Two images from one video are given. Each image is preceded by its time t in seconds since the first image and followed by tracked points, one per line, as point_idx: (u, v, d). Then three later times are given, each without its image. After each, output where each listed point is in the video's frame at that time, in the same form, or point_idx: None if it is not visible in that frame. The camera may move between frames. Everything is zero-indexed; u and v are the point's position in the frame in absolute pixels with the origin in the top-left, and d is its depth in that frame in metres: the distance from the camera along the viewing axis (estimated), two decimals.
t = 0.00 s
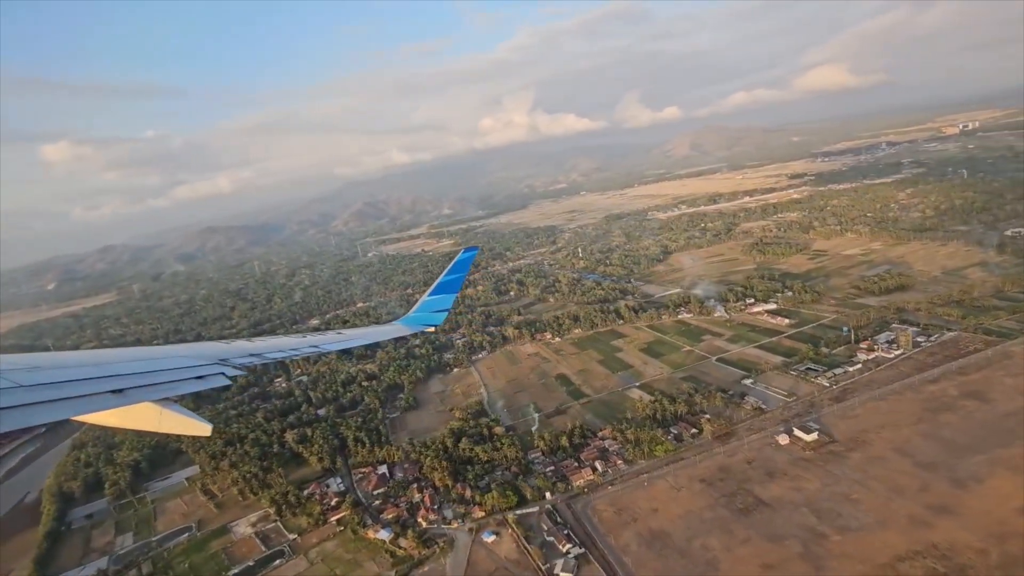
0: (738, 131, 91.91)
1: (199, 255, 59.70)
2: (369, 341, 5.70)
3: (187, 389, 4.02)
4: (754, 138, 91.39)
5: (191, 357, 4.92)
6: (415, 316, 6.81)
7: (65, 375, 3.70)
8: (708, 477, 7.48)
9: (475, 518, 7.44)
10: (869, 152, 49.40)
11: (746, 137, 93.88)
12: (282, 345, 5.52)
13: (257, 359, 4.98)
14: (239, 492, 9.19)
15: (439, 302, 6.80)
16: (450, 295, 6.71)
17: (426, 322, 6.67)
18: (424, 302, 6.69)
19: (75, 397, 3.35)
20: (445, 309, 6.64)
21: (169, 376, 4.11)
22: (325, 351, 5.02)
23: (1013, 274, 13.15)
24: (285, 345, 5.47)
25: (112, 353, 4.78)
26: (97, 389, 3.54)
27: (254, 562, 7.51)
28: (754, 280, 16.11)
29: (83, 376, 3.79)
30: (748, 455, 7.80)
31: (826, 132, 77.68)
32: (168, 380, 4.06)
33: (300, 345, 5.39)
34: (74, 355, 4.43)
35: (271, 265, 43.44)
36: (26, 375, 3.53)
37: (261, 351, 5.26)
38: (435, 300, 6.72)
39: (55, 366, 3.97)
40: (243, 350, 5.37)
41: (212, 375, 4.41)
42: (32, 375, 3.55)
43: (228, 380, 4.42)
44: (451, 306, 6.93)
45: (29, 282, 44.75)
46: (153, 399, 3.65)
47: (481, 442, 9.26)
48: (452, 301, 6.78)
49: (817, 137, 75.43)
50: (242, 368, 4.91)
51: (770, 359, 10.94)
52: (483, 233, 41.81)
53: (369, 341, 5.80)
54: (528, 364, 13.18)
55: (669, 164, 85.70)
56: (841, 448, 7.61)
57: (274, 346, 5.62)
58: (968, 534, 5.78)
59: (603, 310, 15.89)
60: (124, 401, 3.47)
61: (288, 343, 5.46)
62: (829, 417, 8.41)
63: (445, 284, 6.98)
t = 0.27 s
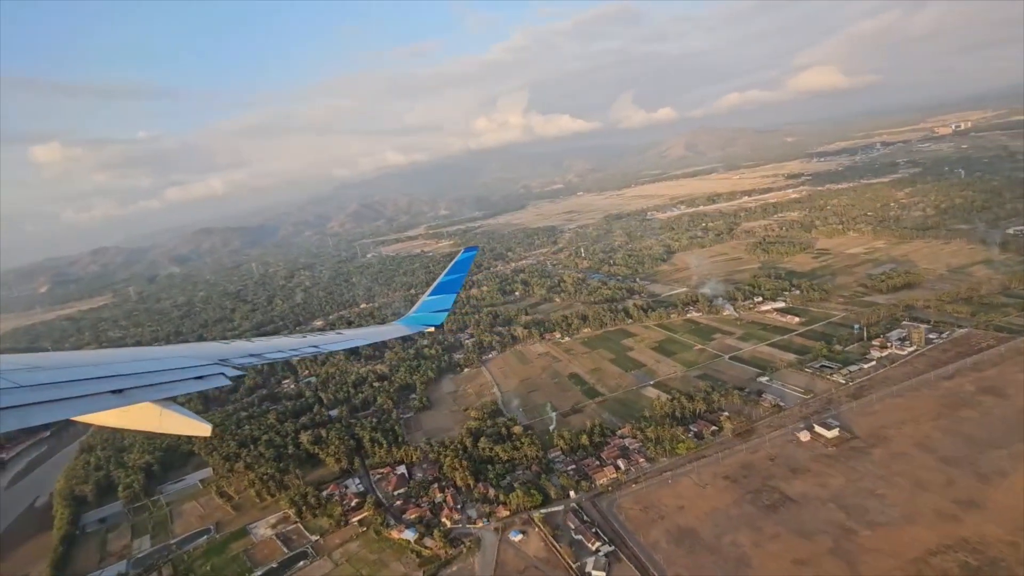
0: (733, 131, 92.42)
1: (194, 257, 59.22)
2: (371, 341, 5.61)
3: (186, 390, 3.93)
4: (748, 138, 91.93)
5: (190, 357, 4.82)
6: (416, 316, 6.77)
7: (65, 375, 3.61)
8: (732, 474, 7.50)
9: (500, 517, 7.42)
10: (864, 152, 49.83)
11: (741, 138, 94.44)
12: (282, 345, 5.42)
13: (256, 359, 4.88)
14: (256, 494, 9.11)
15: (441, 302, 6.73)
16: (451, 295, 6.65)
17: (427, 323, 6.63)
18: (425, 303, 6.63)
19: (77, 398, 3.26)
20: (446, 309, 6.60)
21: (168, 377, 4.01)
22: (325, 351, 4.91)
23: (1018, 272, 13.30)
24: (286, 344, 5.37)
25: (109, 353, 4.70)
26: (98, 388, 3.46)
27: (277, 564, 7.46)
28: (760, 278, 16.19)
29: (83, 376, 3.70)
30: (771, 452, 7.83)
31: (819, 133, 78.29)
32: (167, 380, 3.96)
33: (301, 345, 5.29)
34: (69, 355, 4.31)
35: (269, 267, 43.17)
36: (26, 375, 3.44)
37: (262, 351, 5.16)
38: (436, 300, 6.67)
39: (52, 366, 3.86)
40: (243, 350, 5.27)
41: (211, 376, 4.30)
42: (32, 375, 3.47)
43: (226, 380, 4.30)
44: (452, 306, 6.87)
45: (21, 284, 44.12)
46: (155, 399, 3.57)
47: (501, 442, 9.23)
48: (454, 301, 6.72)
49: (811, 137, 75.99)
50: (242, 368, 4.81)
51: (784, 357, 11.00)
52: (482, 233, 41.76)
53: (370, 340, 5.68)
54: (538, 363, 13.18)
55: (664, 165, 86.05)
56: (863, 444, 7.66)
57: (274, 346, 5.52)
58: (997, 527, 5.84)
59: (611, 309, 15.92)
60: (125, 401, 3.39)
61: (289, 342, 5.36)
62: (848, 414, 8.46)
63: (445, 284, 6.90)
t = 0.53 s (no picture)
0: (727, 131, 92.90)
1: (189, 259, 58.78)
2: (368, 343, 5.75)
3: (187, 390, 4.07)
4: (743, 139, 92.44)
5: (191, 357, 4.98)
6: (416, 317, 6.92)
7: (67, 376, 3.75)
8: (756, 471, 7.53)
9: (525, 516, 7.41)
10: (859, 152, 50.21)
11: (735, 138, 94.96)
12: (281, 346, 5.59)
13: (255, 360, 5.04)
14: (274, 495, 9.05)
15: (440, 303, 6.87)
16: (450, 297, 6.78)
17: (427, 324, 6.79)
18: (425, 304, 6.77)
19: (78, 398, 3.38)
20: (445, 310, 6.70)
21: (172, 377, 4.17)
22: (323, 352, 5.08)
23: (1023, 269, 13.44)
24: (285, 345, 5.53)
25: (113, 353, 4.86)
26: (100, 388, 3.59)
27: (301, 566, 7.41)
28: (767, 277, 16.28)
29: (87, 376, 3.85)
30: (793, 449, 7.87)
31: (814, 133, 78.80)
32: (168, 381, 4.10)
33: (299, 346, 5.46)
34: (73, 355, 4.48)
35: (267, 268, 42.93)
36: (32, 376, 3.59)
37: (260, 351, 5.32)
38: (435, 301, 6.81)
39: (58, 366, 4.02)
40: (242, 351, 5.43)
41: (212, 376, 4.46)
42: (37, 376, 3.61)
43: (225, 380, 4.46)
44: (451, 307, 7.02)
45: (14, 287, 43.60)
46: (154, 399, 3.69)
47: (520, 441, 9.22)
48: (454, 303, 6.86)
49: (805, 138, 76.48)
50: (242, 368, 4.97)
51: (797, 354, 11.06)
52: (481, 234, 41.74)
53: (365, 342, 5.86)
54: (550, 362, 13.19)
55: (659, 165, 86.33)
56: (885, 440, 7.71)
57: (273, 347, 5.70)
58: None
59: (619, 308, 15.96)
60: (125, 401, 3.51)
61: (289, 343, 5.52)
62: (868, 410, 8.52)
63: (444, 284, 7.01)
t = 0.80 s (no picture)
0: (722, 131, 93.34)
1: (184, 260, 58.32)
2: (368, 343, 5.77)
3: (187, 390, 4.08)
4: (737, 139, 92.96)
5: (192, 357, 5.01)
6: (416, 317, 6.94)
7: (67, 376, 3.75)
8: (779, 468, 7.57)
9: (550, 515, 7.41)
10: (854, 152, 50.60)
11: (729, 138, 95.44)
12: (280, 346, 5.60)
13: (254, 359, 5.06)
14: (292, 496, 8.99)
15: (440, 303, 6.89)
16: (450, 297, 6.80)
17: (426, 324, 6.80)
18: (425, 304, 6.81)
19: (79, 398, 3.37)
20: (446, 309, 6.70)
21: (173, 377, 4.18)
22: (324, 352, 5.10)
23: None
24: (284, 345, 5.54)
25: (113, 353, 4.88)
26: (100, 389, 3.59)
27: (325, 568, 7.37)
28: (773, 276, 16.36)
29: (87, 376, 3.85)
30: (815, 446, 7.92)
31: (807, 134, 79.33)
32: (169, 381, 4.11)
33: (299, 346, 5.47)
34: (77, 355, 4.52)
35: (264, 269, 42.67)
36: (34, 376, 3.60)
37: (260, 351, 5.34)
38: (435, 302, 6.83)
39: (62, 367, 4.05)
40: (242, 351, 5.44)
41: (212, 376, 4.46)
42: (38, 377, 3.62)
43: (225, 380, 4.46)
44: (450, 307, 7.02)
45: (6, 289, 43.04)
46: (154, 400, 3.69)
47: (540, 440, 9.21)
48: (453, 303, 6.87)
49: (799, 138, 76.99)
50: (243, 368, 4.99)
51: (810, 352, 11.13)
52: (480, 234, 41.71)
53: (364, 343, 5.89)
54: (561, 362, 13.19)
55: (655, 165, 86.59)
56: (905, 436, 7.78)
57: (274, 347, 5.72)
58: None
59: (626, 307, 15.99)
60: (125, 402, 3.50)
61: (289, 343, 5.53)
62: (886, 406, 8.58)
63: (444, 285, 7.03)
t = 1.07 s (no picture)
0: (716, 131, 93.74)
1: (180, 262, 57.94)
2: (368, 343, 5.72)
3: (186, 390, 4.06)
4: (732, 139, 93.47)
5: (192, 357, 4.96)
6: (416, 317, 6.89)
7: (66, 376, 3.75)
8: (802, 465, 7.61)
9: (576, 513, 7.40)
10: (850, 153, 51.00)
11: (724, 139, 95.91)
12: (280, 346, 5.55)
13: (255, 360, 5.01)
14: (311, 497, 8.94)
15: (440, 303, 6.86)
16: (450, 296, 6.77)
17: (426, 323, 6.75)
18: (424, 303, 6.74)
19: (79, 398, 3.36)
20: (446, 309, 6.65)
21: (172, 377, 4.16)
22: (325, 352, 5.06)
23: None
24: (285, 345, 5.49)
25: (113, 353, 4.82)
26: (99, 388, 3.58)
27: (349, 569, 7.32)
28: (779, 275, 16.45)
29: (85, 376, 3.83)
30: (836, 442, 7.96)
31: (802, 134, 79.86)
32: (168, 382, 4.08)
33: (298, 346, 5.42)
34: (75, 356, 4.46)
35: (262, 271, 42.47)
36: (34, 376, 3.59)
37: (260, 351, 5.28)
38: (435, 301, 6.78)
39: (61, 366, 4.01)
40: (241, 351, 5.38)
41: (212, 376, 4.42)
42: (38, 377, 3.61)
43: (226, 381, 4.42)
44: (450, 307, 6.98)
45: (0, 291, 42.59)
46: (153, 400, 3.68)
47: (560, 439, 9.21)
48: (453, 303, 6.83)
49: (794, 138, 77.49)
50: (243, 368, 4.94)
51: (823, 350, 11.20)
52: (480, 235, 41.70)
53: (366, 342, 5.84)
54: (572, 361, 13.20)
55: (651, 166, 86.88)
56: (926, 432, 7.83)
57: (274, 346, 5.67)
58: None
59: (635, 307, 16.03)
60: (124, 402, 3.49)
61: (289, 342, 5.48)
62: (903, 403, 8.64)
63: (444, 285, 7.00)
